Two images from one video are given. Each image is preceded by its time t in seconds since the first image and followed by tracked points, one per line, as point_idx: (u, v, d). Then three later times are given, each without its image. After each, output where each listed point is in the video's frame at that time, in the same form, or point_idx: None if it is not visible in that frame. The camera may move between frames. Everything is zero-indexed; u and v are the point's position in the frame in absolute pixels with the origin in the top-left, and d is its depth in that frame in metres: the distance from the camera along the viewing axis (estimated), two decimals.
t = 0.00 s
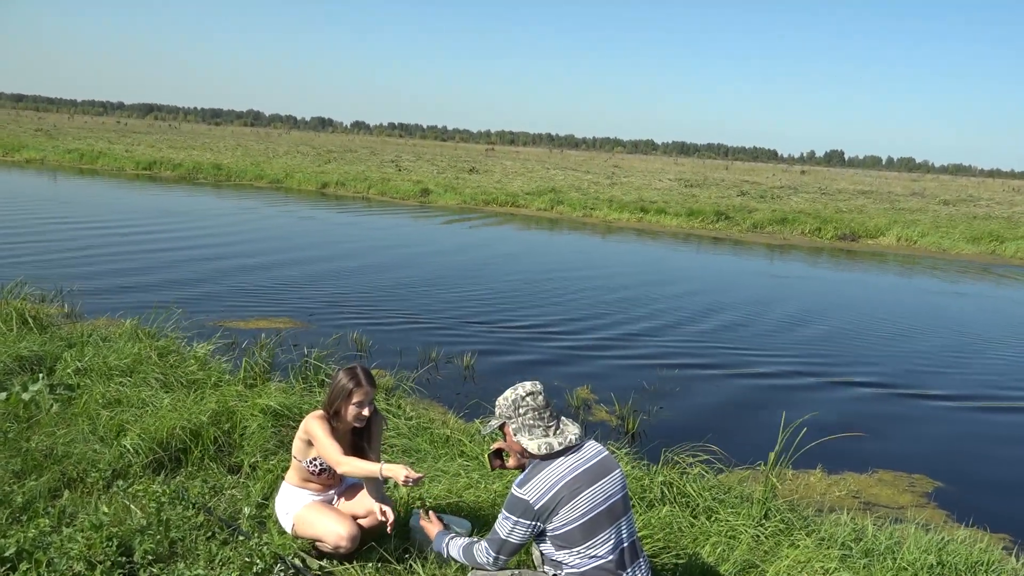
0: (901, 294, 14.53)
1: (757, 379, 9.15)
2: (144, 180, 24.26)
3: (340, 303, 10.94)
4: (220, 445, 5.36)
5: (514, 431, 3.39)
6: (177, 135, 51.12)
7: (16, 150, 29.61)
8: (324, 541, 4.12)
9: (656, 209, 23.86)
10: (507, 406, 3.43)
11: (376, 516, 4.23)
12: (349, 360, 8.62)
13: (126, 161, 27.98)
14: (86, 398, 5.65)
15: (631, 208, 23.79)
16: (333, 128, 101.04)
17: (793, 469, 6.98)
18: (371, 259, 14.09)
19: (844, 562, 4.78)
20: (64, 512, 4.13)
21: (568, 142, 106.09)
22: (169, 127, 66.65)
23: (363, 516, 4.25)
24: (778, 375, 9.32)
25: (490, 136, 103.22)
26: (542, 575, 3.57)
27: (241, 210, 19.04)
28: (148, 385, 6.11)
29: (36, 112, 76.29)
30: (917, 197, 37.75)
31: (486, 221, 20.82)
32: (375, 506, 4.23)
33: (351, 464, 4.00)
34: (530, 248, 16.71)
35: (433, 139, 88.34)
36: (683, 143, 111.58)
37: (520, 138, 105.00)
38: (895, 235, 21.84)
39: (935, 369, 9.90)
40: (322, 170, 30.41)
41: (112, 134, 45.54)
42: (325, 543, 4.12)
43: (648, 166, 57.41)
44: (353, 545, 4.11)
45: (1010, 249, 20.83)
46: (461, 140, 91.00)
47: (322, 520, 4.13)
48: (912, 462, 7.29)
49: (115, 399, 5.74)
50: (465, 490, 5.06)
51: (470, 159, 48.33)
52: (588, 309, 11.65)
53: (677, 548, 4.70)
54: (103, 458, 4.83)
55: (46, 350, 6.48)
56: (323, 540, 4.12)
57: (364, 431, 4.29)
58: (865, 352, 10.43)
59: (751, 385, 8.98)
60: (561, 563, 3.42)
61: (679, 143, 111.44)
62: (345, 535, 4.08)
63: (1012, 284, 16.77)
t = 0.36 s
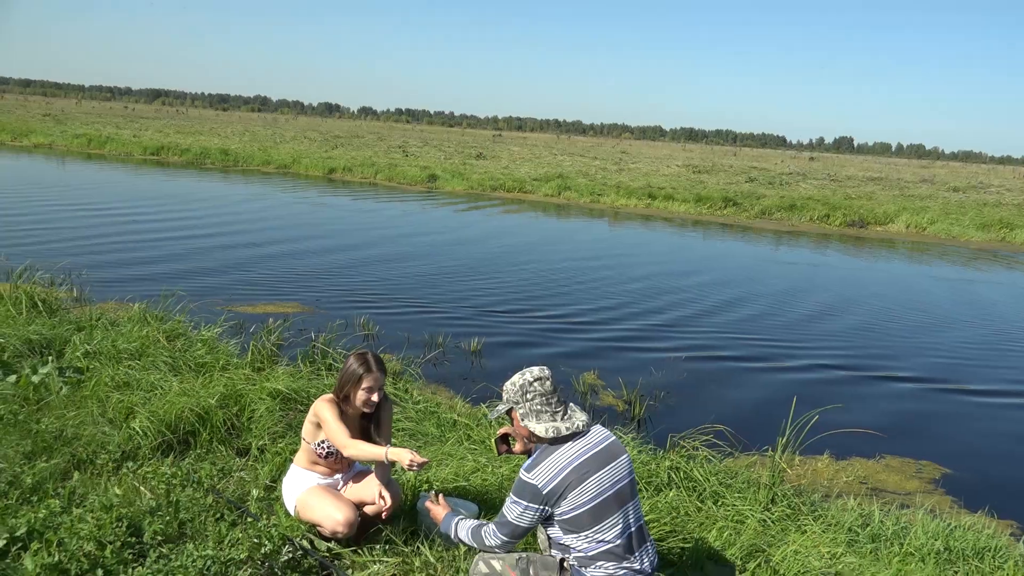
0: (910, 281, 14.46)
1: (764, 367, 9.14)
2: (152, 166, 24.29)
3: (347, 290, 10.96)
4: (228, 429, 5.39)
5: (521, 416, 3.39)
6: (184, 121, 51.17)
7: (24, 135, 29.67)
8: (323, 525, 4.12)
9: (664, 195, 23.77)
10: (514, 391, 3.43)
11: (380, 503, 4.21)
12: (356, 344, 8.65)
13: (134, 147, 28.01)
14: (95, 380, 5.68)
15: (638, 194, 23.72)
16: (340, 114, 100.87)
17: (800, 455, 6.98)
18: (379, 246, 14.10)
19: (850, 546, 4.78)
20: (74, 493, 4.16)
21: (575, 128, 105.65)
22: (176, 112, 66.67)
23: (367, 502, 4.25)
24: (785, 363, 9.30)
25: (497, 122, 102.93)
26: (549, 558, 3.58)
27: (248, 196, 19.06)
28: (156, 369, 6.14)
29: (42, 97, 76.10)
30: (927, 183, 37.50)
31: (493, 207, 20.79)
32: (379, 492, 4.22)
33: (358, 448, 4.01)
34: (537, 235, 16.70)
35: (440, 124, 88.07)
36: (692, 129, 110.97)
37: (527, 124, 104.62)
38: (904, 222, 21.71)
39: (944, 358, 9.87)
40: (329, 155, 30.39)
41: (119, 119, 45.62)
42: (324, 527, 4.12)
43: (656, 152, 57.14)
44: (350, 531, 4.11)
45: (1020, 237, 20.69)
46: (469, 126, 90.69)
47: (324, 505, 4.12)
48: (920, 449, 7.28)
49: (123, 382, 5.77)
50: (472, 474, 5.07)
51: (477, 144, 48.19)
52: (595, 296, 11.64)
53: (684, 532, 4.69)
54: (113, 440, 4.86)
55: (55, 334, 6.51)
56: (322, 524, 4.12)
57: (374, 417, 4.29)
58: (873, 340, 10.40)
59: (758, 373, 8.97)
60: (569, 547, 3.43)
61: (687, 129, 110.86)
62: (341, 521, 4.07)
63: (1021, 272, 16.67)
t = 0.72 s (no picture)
0: (931, 242, 14.25)
1: (783, 330, 9.08)
2: (168, 127, 24.27)
3: (364, 251, 10.98)
4: (248, 387, 5.45)
5: (538, 376, 3.38)
6: (199, 81, 51.00)
7: (41, 96, 29.70)
8: (342, 482, 4.17)
9: (682, 156, 23.46)
10: (531, 352, 3.41)
11: (399, 461, 4.26)
12: (374, 305, 8.68)
13: (150, 108, 27.97)
14: (116, 340, 5.74)
15: (656, 155, 23.44)
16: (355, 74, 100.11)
17: (817, 416, 6.96)
18: (395, 207, 14.07)
19: (866, 506, 4.78)
20: (98, 449, 4.24)
21: (592, 88, 104.21)
22: (192, 73, 66.43)
23: (385, 461, 4.29)
24: (804, 326, 9.24)
25: (513, 82, 101.74)
26: (567, 517, 3.60)
27: (264, 157, 19.04)
28: (176, 328, 6.19)
29: (58, 58, 76.06)
30: (951, 143, 36.75)
31: (509, 168, 20.64)
32: (398, 451, 4.27)
33: (379, 409, 4.03)
34: (553, 196, 16.59)
35: (455, 84, 87.22)
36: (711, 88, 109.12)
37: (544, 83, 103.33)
38: (926, 182, 21.34)
39: (965, 322, 9.76)
40: (344, 116, 30.23)
41: (135, 80, 45.53)
42: (343, 484, 4.17)
43: (674, 112, 56.29)
44: (370, 488, 4.16)
45: None
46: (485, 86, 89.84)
47: (343, 462, 4.16)
48: (938, 411, 7.25)
49: (144, 341, 5.82)
50: (489, 433, 5.10)
51: (493, 104, 47.72)
52: (612, 258, 11.58)
53: (700, 491, 4.70)
54: (135, 398, 4.92)
55: (76, 294, 6.57)
56: (341, 481, 4.17)
57: (394, 377, 4.31)
58: (894, 303, 10.29)
59: (776, 336, 8.92)
60: (586, 506, 3.45)
61: (706, 88, 109.03)
62: (362, 477, 4.11)
63: None
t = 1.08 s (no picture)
0: (951, 223, 14.06)
1: (800, 313, 9.02)
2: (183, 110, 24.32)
3: (379, 233, 10.98)
4: (265, 369, 5.48)
5: (552, 359, 3.37)
6: (214, 64, 51.03)
7: (58, 80, 29.83)
8: (358, 463, 4.19)
9: (698, 136, 23.25)
10: (545, 334, 3.39)
11: (414, 442, 4.27)
12: (388, 287, 8.69)
13: (165, 91, 28.04)
14: (134, 321, 5.78)
15: (671, 135, 23.24)
16: (368, 56, 99.75)
17: (833, 398, 6.91)
18: (409, 189, 14.05)
19: (883, 488, 4.75)
20: (117, 429, 4.28)
21: (607, 68, 103.34)
22: (206, 56, 66.47)
23: (401, 442, 4.30)
24: (821, 309, 9.16)
25: (527, 64, 101.07)
26: (582, 498, 3.60)
27: (278, 139, 19.05)
28: (193, 310, 6.23)
29: (74, 42, 76.20)
30: (971, 122, 36.18)
31: (523, 150, 20.55)
32: (414, 432, 4.28)
33: (393, 391, 4.03)
34: (567, 177, 16.51)
35: (469, 66, 86.77)
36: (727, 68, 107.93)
37: (558, 64, 102.60)
38: (945, 162, 21.05)
39: (984, 304, 9.64)
40: (358, 98, 30.18)
41: (151, 63, 45.64)
42: (359, 465, 4.19)
43: (689, 92, 55.73)
44: (386, 468, 4.17)
45: None
46: (499, 67, 89.32)
47: (358, 443, 4.19)
48: (957, 393, 7.18)
49: (161, 323, 5.86)
50: (504, 415, 5.10)
51: (507, 86, 47.48)
52: (627, 240, 11.52)
53: (715, 473, 4.69)
54: (153, 379, 4.96)
55: (93, 276, 6.61)
56: (357, 462, 4.19)
57: (409, 358, 4.32)
58: (912, 286, 10.18)
59: (792, 318, 8.86)
60: (601, 487, 3.45)
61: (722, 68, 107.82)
62: (378, 458, 4.13)
63: None
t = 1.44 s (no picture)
0: (972, 214, 13.88)
1: (818, 306, 8.95)
2: (201, 104, 24.46)
3: (394, 226, 11.00)
4: (282, 361, 5.50)
5: (568, 352, 3.35)
6: (231, 58, 51.23)
7: (77, 74, 30.07)
8: (376, 456, 4.20)
9: (714, 127, 23.06)
10: (561, 328, 3.37)
11: (431, 435, 4.28)
12: (404, 280, 8.70)
13: (182, 85, 28.20)
14: (152, 314, 5.83)
15: (687, 126, 23.08)
16: (384, 48, 99.77)
17: (851, 391, 6.85)
18: (424, 182, 14.05)
19: (902, 481, 4.70)
20: (137, 421, 4.32)
21: (623, 59, 102.74)
22: (223, 49, 66.75)
23: (417, 435, 4.31)
24: (839, 302, 9.08)
25: (543, 56, 100.69)
26: (599, 492, 3.59)
27: (294, 133, 19.11)
28: (211, 303, 6.27)
29: (92, 37, 76.75)
30: (992, 112, 35.67)
31: (539, 142, 20.49)
32: (431, 424, 4.29)
33: (410, 384, 4.04)
34: (583, 170, 16.44)
35: (484, 58, 86.55)
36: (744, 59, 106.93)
37: (574, 56, 102.11)
38: (966, 152, 20.76)
39: (1006, 297, 9.51)
40: (374, 90, 30.20)
41: (169, 57, 45.90)
42: (377, 457, 4.20)
43: (706, 83, 55.30)
44: (402, 461, 4.18)
45: None
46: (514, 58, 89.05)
47: (374, 435, 4.20)
48: (977, 386, 7.10)
49: (180, 316, 5.90)
50: (521, 407, 5.10)
51: (522, 78, 47.34)
52: (643, 232, 11.46)
53: (733, 466, 4.66)
54: (172, 371, 5.00)
55: (113, 270, 6.66)
56: (375, 455, 4.20)
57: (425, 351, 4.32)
58: (932, 279, 10.06)
59: (811, 311, 8.79)
60: (619, 482, 3.43)
61: (739, 58, 106.86)
62: (394, 451, 4.14)
63: None
